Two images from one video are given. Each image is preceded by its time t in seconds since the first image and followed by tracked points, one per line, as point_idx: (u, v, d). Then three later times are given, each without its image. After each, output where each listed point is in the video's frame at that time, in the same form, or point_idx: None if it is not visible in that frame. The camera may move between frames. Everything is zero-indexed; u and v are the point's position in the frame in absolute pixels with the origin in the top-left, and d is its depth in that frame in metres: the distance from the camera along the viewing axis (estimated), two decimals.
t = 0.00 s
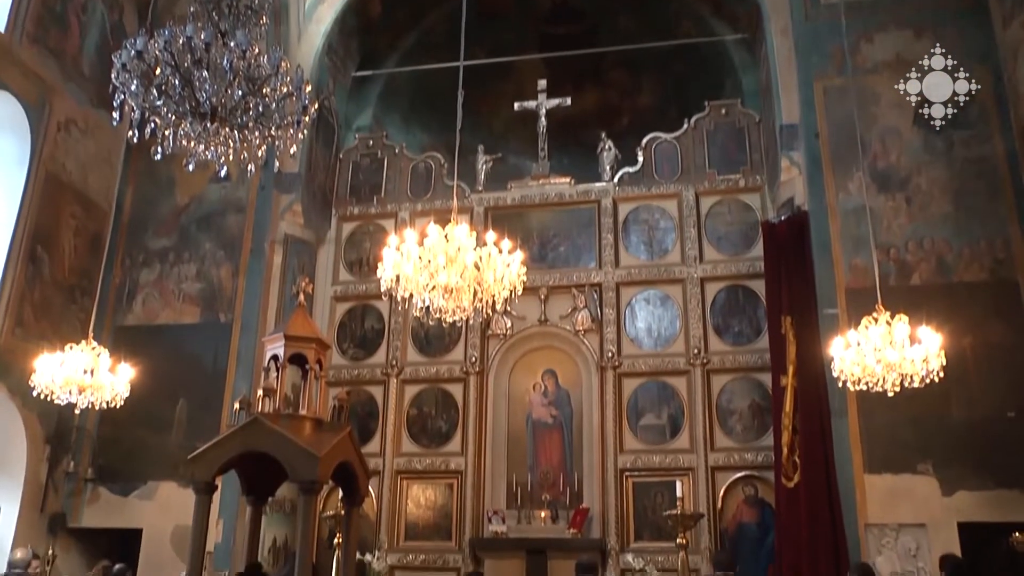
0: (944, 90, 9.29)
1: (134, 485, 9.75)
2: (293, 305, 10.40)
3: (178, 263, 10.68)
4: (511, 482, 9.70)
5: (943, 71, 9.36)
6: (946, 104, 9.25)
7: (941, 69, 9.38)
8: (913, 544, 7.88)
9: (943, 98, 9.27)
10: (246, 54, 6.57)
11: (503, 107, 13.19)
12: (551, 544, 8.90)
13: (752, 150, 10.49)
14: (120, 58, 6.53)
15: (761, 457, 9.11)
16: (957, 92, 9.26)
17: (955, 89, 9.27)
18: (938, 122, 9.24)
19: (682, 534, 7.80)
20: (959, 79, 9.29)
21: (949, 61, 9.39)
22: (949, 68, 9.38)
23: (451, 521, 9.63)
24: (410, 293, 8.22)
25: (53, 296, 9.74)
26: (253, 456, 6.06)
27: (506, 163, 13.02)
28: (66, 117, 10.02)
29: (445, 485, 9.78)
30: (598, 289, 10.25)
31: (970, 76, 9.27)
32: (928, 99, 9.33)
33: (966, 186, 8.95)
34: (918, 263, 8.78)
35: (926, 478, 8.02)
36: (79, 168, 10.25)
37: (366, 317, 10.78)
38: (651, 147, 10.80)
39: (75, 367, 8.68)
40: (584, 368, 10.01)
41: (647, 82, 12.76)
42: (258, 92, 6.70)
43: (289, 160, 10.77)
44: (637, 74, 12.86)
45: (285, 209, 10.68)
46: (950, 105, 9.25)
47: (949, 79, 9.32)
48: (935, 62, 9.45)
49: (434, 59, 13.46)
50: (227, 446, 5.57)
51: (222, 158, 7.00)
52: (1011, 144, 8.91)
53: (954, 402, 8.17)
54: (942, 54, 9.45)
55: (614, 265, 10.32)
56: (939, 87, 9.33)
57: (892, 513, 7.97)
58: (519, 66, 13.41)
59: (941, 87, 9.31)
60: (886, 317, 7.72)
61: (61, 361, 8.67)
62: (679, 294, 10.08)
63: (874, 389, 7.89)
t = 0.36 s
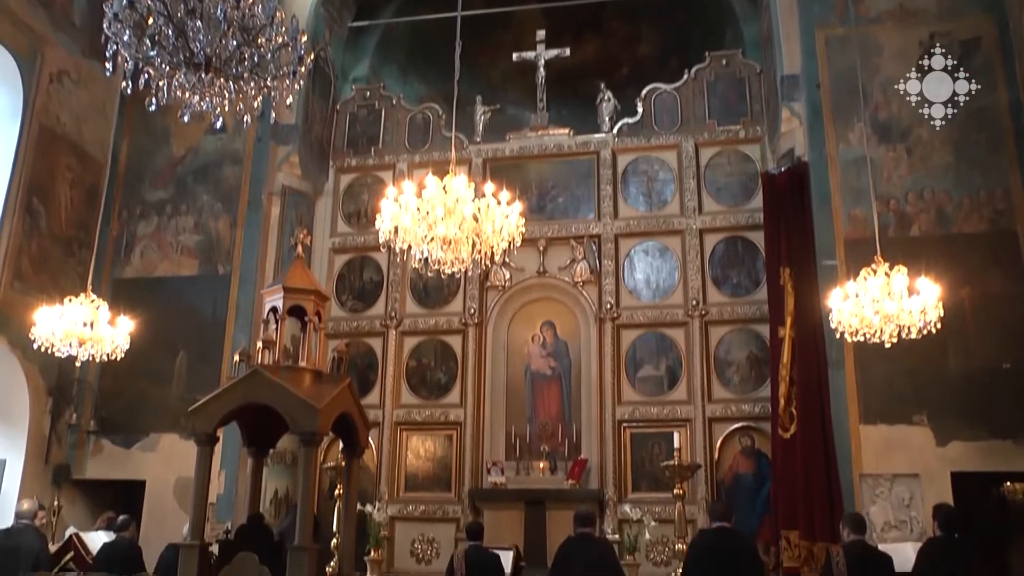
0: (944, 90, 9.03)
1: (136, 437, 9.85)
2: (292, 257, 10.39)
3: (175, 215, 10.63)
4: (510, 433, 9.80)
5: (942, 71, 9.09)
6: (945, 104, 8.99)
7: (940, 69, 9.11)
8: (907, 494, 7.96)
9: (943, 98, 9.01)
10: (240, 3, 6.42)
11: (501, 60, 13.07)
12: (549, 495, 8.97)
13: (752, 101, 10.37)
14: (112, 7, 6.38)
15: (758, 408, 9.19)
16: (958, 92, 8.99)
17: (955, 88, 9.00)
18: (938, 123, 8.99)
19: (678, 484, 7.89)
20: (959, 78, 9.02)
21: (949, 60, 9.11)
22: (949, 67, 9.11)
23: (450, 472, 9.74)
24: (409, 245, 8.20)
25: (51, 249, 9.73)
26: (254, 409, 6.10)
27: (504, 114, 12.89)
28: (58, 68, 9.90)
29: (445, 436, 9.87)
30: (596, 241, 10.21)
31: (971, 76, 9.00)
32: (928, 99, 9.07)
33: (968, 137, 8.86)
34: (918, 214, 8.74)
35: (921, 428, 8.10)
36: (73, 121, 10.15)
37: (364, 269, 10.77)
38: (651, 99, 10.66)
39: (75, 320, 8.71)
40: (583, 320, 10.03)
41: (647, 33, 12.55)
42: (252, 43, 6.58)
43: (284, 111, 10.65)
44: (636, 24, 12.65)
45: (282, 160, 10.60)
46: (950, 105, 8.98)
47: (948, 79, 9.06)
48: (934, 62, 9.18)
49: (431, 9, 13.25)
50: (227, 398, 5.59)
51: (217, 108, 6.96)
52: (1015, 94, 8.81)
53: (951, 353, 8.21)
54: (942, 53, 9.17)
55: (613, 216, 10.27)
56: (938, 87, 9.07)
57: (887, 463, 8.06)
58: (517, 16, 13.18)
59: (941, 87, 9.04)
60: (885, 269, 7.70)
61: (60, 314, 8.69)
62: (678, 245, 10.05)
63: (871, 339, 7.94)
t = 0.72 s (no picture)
0: (944, 89, 8.84)
1: (134, 397, 9.88)
2: (287, 217, 10.34)
3: (170, 174, 10.55)
4: (506, 393, 9.85)
5: (942, 71, 8.88)
6: (945, 104, 8.81)
7: (940, 69, 8.90)
8: (899, 453, 8.05)
9: (943, 98, 8.82)
10: None
11: (496, 18, 12.91)
12: (546, 455, 9.03)
13: (750, 59, 10.25)
14: None
15: (753, 368, 9.24)
16: (957, 92, 8.81)
17: (956, 89, 8.81)
18: (937, 123, 8.81)
19: (673, 444, 7.95)
20: (959, 79, 8.82)
21: (949, 60, 8.91)
22: (949, 67, 8.90)
23: (447, 431, 9.81)
24: (404, 204, 8.16)
25: (45, 209, 9.67)
26: (251, 368, 6.11)
27: (500, 73, 12.75)
28: (47, 26, 9.81)
29: (441, 396, 9.93)
30: (592, 200, 10.17)
31: (971, 76, 8.80)
32: (927, 99, 8.87)
33: (968, 96, 8.80)
34: (915, 174, 8.70)
35: (914, 387, 8.15)
36: (63, 79, 10.03)
37: (360, 229, 10.73)
38: (648, 57, 10.54)
39: (70, 281, 8.68)
40: (579, 280, 10.03)
41: None
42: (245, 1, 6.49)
43: (278, 70, 10.52)
44: None
45: (276, 120, 10.50)
46: (949, 105, 8.80)
47: (948, 79, 8.86)
48: (935, 62, 8.96)
49: None
50: (224, 357, 5.60)
51: (209, 67, 6.82)
52: (1016, 53, 8.73)
53: (945, 313, 8.24)
54: (942, 53, 8.96)
55: (610, 175, 10.21)
56: (937, 87, 8.87)
57: (880, 421, 8.13)
58: None
59: (941, 86, 8.85)
60: (881, 229, 7.69)
61: (55, 274, 8.65)
62: (675, 205, 10.02)
63: (867, 299, 7.96)
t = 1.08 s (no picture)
0: (944, 89, 8.69)
1: (131, 361, 9.90)
2: (282, 180, 10.27)
3: (163, 137, 10.46)
4: (501, 356, 9.88)
5: (942, 71, 8.73)
6: (945, 104, 8.66)
7: (940, 69, 8.74)
8: (892, 416, 8.12)
9: (943, 98, 8.67)
10: None
11: None
12: (541, 418, 9.09)
13: (749, 22, 10.13)
14: None
15: (748, 331, 9.27)
16: (957, 92, 8.67)
17: (956, 89, 8.67)
18: (938, 123, 8.65)
19: (668, 407, 7.99)
20: (959, 79, 8.68)
21: (949, 60, 8.75)
22: (949, 68, 8.75)
23: (442, 394, 9.86)
24: (399, 167, 8.11)
25: (37, 172, 9.61)
26: (247, 331, 6.11)
27: (496, 35, 12.60)
28: None
29: (437, 359, 9.96)
30: (588, 163, 10.11)
31: (971, 75, 8.67)
32: (927, 99, 8.71)
33: (968, 59, 8.72)
34: (913, 136, 8.67)
35: (908, 351, 8.19)
36: (53, 41, 9.91)
37: (355, 192, 10.68)
38: (645, 20, 10.41)
39: (64, 245, 8.64)
40: (574, 243, 10.01)
41: None
42: None
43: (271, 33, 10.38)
44: None
45: (270, 83, 10.38)
46: (950, 105, 8.66)
47: (948, 79, 8.72)
48: (934, 62, 8.78)
49: None
50: (220, 321, 5.59)
51: (201, 29, 6.71)
52: (1017, 16, 8.63)
53: (940, 277, 8.26)
54: (942, 52, 8.79)
55: (606, 138, 10.15)
56: (937, 87, 8.72)
57: (873, 385, 8.19)
58: None
59: (941, 86, 8.71)
60: (878, 193, 7.68)
61: (49, 238, 8.61)
62: (671, 168, 9.97)
63: (862, 263, 7.98)
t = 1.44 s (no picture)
0: (944, 89, 8.55)
1: (129, 330, 9.91)
2: (279, 148, 10.20)
3: (158, 106, 10.38)
4: (499, 324, 9.88)
5: (942, 71, 8.60)
6: (946, 103, 8.51)
7: (940, 69, 8.61)
8: (889, 384, 8.18)
9: (943, 98, 8.53)
10: None
11: None
12: (539, 386, 9.14)
13: None
14: None
15: (746, 300, 9.29)
16: (958, 92, 8.53)
17: (956, 89, 8.53)
18: (937, 123, 8.50)
19: (665, 375, 8.02)
20: (959, 78, 8.55)
21: (949, 60, 8.62)
22: (949, 68, 8.62)
23: (441, 363, 9.90)
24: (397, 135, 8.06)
25: (31, 140, 9.55)
26: (246, 300, 6.11)
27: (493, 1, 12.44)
28: None
29: (435, 328, 9.98)
30: (586, 131, 10.05)
31: (971, 75, 8.53)
32: (928, 99, 8.56)
33: (970, 25, 8.64)
34: (913, 105, 8.62)
35: (905, 319, 8.22)
36: (45, 8, 9.80)
37: (352, 160, 10.61)
38: None
39: (60, 214, 8.61)
40: (573, 212, 9.98)
41: None
42: None
43: None
44: None
45: (266, 51, 10.28)
46: (950, 105, 8.51)
47: (948, 79, 8.58)
48: (934, 62, 8.65)
49: None
50: (218, 291, 5.59)
51: None
52: None
53: (939, 245, 8.26)
54: (942, 53, 8.65)
55: (604, 106, 10.07)
56: (937, 87, 8.58)
57: (870, 353, 8.23)
58: None
59: (941, 86, 8.57)
60: (877, 161, 7.64)
61: (45, 208, 8.57)
62: (670, 136, 9.92)
63: (861, 231, 7.97)
